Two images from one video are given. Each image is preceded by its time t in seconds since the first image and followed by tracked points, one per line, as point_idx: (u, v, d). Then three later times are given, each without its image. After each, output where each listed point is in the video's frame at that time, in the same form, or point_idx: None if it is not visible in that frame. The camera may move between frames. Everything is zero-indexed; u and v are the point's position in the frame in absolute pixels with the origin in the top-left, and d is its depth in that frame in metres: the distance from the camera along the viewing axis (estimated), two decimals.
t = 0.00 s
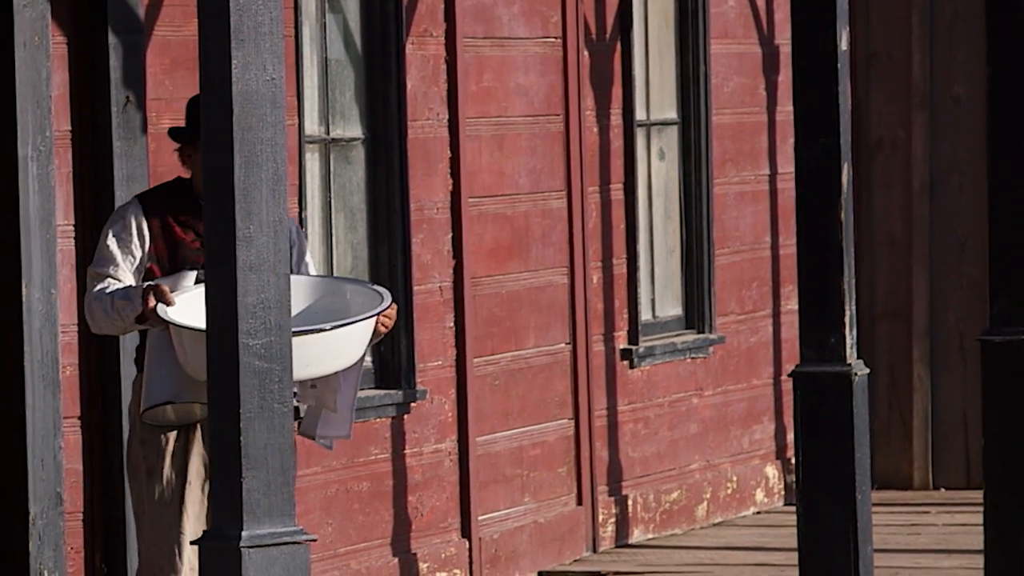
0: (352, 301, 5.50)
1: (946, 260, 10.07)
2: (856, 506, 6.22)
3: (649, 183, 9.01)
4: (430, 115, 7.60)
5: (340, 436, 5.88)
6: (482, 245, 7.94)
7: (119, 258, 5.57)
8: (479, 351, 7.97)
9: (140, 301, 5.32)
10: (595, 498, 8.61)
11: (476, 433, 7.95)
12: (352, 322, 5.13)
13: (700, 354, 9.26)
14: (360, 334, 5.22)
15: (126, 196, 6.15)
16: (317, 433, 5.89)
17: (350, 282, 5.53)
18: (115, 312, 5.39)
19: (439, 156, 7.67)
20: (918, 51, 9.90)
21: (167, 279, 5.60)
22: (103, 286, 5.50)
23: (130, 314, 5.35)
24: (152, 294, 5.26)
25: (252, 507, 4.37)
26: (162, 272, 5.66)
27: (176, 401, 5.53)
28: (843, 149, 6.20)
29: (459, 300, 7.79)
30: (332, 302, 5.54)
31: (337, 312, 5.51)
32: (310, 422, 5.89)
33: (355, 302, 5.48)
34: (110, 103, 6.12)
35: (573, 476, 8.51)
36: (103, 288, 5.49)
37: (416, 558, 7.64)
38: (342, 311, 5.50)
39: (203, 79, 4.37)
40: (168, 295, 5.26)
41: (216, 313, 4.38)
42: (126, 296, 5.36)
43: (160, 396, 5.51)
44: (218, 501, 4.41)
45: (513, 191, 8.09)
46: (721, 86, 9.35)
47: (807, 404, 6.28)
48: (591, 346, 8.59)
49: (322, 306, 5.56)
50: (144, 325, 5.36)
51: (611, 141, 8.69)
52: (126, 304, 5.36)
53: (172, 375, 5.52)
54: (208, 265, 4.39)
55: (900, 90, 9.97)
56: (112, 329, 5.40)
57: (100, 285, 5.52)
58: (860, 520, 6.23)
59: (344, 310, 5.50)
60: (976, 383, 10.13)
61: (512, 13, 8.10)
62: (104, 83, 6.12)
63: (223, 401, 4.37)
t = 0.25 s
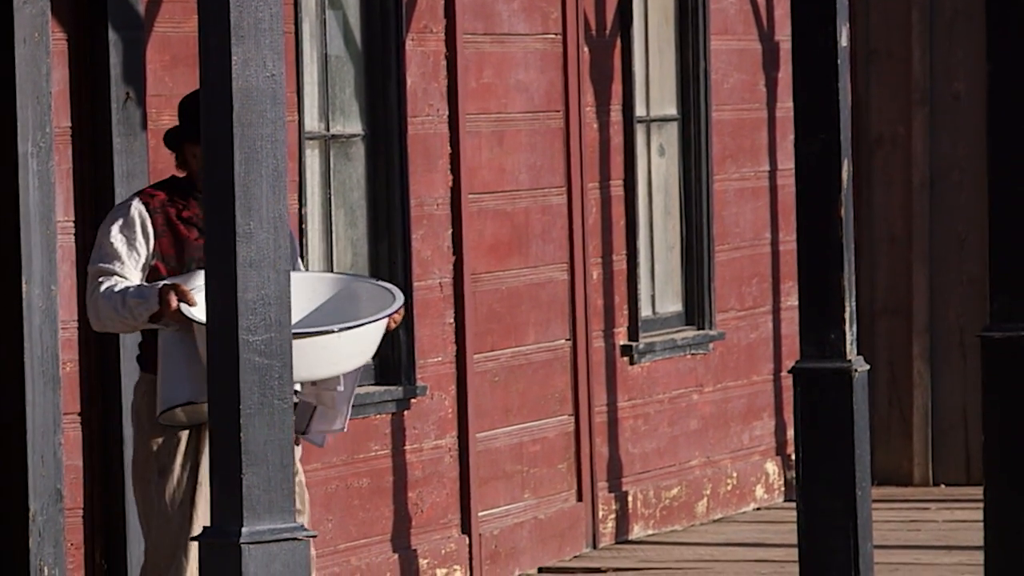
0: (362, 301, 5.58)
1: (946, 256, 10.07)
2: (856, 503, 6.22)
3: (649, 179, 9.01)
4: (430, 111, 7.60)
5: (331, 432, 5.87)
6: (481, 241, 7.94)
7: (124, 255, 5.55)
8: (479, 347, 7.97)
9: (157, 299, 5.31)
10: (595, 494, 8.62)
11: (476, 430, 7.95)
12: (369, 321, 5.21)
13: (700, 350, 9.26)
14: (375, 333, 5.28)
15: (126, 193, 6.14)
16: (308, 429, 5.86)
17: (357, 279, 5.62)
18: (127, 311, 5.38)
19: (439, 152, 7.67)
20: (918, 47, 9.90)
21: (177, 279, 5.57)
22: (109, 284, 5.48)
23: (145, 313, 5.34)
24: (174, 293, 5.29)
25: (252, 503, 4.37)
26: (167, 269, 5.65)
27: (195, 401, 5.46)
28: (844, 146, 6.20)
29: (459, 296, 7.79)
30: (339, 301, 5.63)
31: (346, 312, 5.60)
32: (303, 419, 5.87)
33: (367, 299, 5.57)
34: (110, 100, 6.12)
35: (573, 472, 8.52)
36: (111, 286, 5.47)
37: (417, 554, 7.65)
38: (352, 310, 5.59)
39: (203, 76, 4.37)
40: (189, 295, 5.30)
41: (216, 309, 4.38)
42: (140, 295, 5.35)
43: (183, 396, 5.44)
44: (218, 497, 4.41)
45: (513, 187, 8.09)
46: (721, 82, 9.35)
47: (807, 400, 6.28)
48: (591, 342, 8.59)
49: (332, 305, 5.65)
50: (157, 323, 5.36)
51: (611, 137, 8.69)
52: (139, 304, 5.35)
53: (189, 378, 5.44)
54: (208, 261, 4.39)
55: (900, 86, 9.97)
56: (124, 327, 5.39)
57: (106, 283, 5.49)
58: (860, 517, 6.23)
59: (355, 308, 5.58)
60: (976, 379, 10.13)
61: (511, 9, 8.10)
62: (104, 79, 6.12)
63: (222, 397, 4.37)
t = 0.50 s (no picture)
0: (392, 304, 5.73)
1: (946, 253, 10.06)
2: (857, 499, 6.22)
3: (649, 175, 9.01)
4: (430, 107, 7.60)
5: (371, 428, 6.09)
6: (482, 238, 7.93)
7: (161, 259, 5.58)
8: (480, 343, 7.97)
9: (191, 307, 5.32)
10: (595, 490, 8.62)
11: (476, 426, 7.94)
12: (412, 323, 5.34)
13: (701, 346, 9.26)
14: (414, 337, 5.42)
15: (126, 189, 6.13)
16: (347, 425, 6.12)
17: (386, 281, 5.74)
18: (161, 316, 5.38)
19: (439, 148, 7.67)
20: (918, 43, 9.89)
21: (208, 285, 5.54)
22: (143, 288, 5.48)
23: (179, 320, 5.34)
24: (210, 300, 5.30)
25: (253, 499, 4.37)
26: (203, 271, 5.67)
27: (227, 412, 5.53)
28: (844, 142, 6.19)
29: (459, 293, 7.79)
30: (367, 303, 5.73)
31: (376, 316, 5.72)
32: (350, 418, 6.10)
33: (402, 302, 5.71)
34: (109, 96, 6.10)
35: (573, 468, 8.52)
36: (144, 289, 5.48)
37: (417, 550, 7.65)
38: (382, 313, 5.72)
39: (203, 72, 4.37)
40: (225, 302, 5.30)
41: (217, 306, 4.38)
42: (174, 301, 5.35)
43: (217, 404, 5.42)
44: (219, 494, 4.41)
45: (513, 183, 8.09)
46: (721, 78, 9.35)
47: (806, 397, 6.27)
48: (591, 339, 8.59)
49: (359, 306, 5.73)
50: (191, 330, 5.37)
51: (611, 134, 8.69)
52: (173, 310, 5.35)
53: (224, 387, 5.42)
54: (209, 258, 4.39)
55: (900, 83, 9.96)
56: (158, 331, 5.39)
57: (140, 286, 5.50)
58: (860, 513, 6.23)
59: (386, 313, 5.72)
60: (976, 376, 10.13)
61: (512, 5, 8.10)
62: (105, 75, 6.10)
63: (223, 394, 4.37)
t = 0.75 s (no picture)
0: (424, 296, 5.76)
1: (946, 249, 10.07)
2: (857, 495, 6.22)
3: (649, 171, 9.01)
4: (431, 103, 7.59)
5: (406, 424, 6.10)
6: (482, 233, 7.93)
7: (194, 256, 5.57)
8: (480, 339, 7.97)
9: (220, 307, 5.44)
10: (595, 486, 8.62)
11: (476, 422, 7.94)
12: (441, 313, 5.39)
13: (701, 342, 9.26)
14: (442, 330, 5.50)
15: (126, 185, 6.11)
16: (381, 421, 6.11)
17: (416, 275, 5.77)
18: (188, 312, 5.49)
19: (439, 144, 7.67)
20: (919, 39, 9.89)
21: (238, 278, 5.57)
22: (174, 283, 5.53)
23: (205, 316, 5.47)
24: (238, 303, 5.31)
25: (253, 495, 4.37)
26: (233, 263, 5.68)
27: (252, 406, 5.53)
28: (844, 138, 6.19)
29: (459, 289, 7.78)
30: (397, 296, 5.77)
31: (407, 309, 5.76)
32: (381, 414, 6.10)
33: (431, 294, 5.74)
34: (108, 92, 6.10)
35: (574, 464, 8.52)
36: (174, 283, 5.53)
37: (417, 546, 7.65)
38: (414, 306, 5.75)
39: (204, 68, 4.37)
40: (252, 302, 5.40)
41: (217, 302, 4.38)
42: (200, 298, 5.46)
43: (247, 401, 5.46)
44: (220, 489, 4.41)
45: (513, 179, 8.09)
46: (721, 74, 9.34)
47: (807, 393, 6.27)
48: (591, 335, 8.59)
49: (390, 299, 5.78)
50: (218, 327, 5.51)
51: (612, 129, 8.69)
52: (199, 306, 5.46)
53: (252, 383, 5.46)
54: (210, 254, 4.39)
55: (900, 78, 9.96)
56: (184, 328, 5.51)
57: (170, 281, 5.55)
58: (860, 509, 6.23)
59: (417, 305, 5.75)
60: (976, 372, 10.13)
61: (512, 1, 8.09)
62: (105, 71, 6.08)
63: (224, 390, 4.37)
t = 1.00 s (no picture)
0: (447, 295, 5.70)
1: (947, 244, 10.06)
2: (857, 491, 6.21)
3: (650, 167, 9.01)
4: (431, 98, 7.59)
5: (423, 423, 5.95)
6: (482, 229, 7.92)
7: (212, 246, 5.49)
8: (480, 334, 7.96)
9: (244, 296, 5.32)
10: (596, 482, 8.62)
11: (477, 417, 7.94)
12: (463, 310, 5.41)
13: (701, 338, 9.26)
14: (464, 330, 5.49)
15: (126, 181, 6.12)
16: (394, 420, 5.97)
17: (441, 273, 5.71)
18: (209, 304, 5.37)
19: (440, 140, 7.66)
20: (919, 34, 9.88)
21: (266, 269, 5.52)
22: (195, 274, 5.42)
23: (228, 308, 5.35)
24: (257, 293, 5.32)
25: (253, 491, 4.37)
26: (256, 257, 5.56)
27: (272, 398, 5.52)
28: (844, 134, 6.18)
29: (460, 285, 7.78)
30: (420, 293, 5.71)
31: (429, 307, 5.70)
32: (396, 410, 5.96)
33: (455, 291, 5.69)
34: (108, 88, 6.09)
35: (574, 460, 8.52)
36: (194, 275, 5.43)
37: (417, 542, 7.65)
38: (436, 304, 5.69)
39: (203, 63, 4.36)
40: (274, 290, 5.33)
41: (217, 298, 4.38)
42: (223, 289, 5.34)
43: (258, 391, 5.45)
44: (219, 486, 4.41)
45: (514, 174, 8.09)
46: (722, 70, 9.34)
47: (807, 390, 6.27)
48: (592, 331, 8.59)
49: (415, 298, 5.70)
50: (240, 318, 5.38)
51: (612, 125, 8.69)
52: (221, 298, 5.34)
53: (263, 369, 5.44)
54: (210, 250, 4.39)
55: (900, 74, 9.96)
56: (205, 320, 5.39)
57: (191, 273, 5.44)
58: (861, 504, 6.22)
59: (439, 302, 5.69)
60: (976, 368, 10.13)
61: None
62: (105, 67, 6.08)
63: (223, 386, 4.37)
